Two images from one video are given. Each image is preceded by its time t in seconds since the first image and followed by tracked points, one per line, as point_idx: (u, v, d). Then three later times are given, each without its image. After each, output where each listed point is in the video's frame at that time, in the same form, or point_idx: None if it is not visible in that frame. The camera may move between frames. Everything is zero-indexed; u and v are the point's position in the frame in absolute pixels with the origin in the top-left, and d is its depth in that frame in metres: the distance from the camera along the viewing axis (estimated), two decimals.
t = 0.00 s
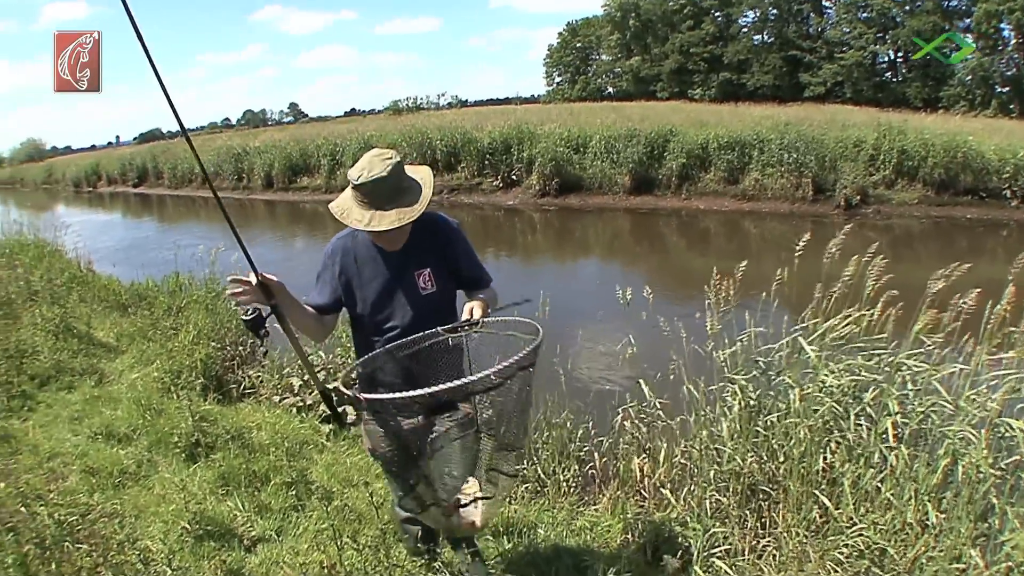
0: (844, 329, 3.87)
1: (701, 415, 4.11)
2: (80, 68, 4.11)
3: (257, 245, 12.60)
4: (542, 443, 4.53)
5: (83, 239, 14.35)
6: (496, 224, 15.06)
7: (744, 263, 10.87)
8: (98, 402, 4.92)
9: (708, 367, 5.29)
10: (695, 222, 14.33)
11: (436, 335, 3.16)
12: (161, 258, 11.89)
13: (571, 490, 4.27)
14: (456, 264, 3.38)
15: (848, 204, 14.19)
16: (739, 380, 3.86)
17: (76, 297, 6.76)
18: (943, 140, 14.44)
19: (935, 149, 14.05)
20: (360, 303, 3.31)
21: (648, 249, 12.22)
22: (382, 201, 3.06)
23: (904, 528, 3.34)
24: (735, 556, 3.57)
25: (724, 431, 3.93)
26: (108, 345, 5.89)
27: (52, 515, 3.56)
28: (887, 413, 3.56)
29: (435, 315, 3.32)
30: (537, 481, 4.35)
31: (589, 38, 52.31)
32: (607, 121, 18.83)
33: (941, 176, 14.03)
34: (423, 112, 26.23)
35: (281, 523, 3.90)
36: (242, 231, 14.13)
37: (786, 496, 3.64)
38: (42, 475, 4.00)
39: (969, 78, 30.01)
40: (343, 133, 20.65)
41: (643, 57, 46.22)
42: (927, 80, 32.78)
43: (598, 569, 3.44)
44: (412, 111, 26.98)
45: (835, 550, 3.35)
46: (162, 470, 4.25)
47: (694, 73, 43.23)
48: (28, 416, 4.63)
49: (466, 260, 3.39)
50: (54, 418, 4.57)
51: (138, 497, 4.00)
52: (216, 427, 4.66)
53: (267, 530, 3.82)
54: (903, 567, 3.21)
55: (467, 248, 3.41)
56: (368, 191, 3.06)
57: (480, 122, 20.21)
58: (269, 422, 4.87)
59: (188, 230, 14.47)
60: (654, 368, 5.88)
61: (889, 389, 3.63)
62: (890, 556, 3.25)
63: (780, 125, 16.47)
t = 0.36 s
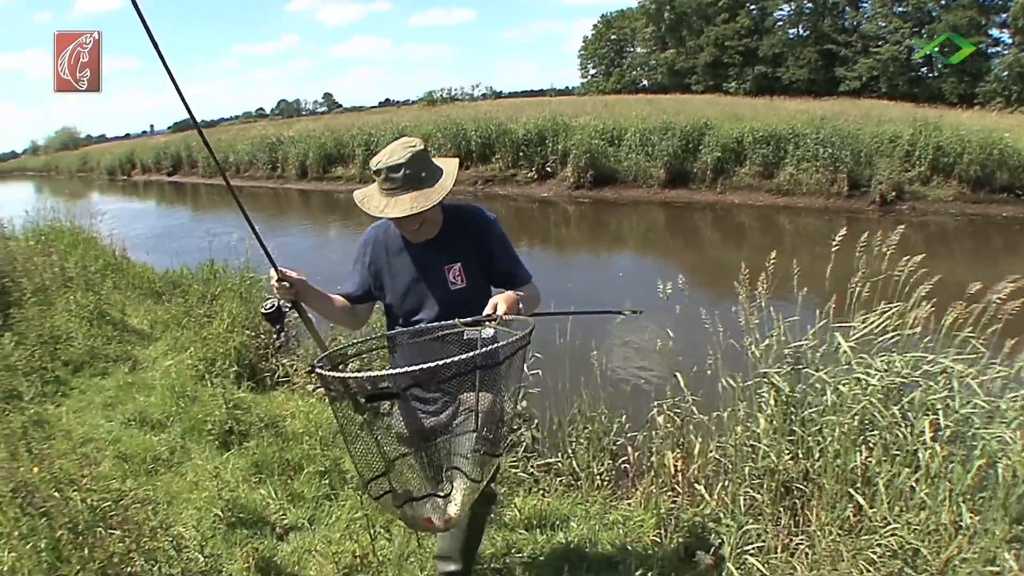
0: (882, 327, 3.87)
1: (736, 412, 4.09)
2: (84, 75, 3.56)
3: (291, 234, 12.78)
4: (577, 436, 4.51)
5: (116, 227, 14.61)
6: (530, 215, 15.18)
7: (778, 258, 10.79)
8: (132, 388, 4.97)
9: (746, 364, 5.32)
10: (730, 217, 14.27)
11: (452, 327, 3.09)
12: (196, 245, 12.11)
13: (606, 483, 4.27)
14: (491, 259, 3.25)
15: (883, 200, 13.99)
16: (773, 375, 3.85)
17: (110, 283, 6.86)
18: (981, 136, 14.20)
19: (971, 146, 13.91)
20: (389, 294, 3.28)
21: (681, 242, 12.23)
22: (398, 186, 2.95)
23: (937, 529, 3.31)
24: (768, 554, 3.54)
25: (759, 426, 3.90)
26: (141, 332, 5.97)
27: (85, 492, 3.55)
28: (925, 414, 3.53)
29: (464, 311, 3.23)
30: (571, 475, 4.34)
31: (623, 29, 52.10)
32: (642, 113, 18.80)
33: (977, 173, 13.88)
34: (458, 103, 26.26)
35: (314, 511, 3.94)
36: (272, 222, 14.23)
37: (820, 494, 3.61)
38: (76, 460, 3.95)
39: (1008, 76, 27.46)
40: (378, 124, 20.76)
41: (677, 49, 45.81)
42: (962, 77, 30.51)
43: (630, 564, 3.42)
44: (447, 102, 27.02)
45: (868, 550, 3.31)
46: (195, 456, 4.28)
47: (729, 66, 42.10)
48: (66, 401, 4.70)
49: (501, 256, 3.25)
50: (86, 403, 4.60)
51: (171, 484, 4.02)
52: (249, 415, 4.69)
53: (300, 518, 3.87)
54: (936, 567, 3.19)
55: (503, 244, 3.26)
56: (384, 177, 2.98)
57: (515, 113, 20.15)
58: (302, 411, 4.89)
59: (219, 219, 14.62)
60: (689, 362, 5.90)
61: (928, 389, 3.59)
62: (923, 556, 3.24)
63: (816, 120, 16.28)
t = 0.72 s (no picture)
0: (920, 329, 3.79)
1: (773, 415, 4.04)
2: (85, 69, 4.17)
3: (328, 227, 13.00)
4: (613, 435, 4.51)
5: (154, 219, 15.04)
6: (569, 213, 15.31)
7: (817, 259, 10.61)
8: (168, 379, 5.05)
9: (783, 364, 5.27)
10: (769, 216, 14.16)
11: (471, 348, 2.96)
12: (235, 235, 12.38)
13: (643, 481, 4.26)
14: (521, 275, 2.99)
15: (922, 200, 13.61)
16: (809, 376, 3.82)
17: (149, 275, 7.02)
18: None
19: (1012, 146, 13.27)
20: (411, 315, 3.09)
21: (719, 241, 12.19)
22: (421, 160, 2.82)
23: (976, 536, 3.22)
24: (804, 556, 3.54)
25: (797, 429, 3.88)
26: (178, 324, 6.07)
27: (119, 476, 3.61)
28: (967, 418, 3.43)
29: (492, 330, 3.02)
30: (608, 474, 4.33)
31: (663, 26, 51.99)
32: (682, 111, 18.82)
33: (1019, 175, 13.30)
34: (501, 100, 26.35)
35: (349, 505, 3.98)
36: (310, 215, 14.41)
37: (858, 498, 3.59)
38: (112, 449, 3.96)
39: None
40: (420, 121, 21.03)
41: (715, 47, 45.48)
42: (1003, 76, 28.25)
43: (663, 566, 3.39)
44: (488, 98, 27.09)
45: (904, 556, 3.30)
46: (230, 448, 4.31)
47: (768, 64, 40.70)
48: (108, 390, 4.82)
49: (531, 270, 2.99)
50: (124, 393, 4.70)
51: (206, 475, 4.05)
52: (285, 408, 4.72)
53: (335, 512, 3.90)
54: None
55: (534, 257, 2.99)
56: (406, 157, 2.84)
57: (553, 112, 20.26)
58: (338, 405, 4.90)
59: (255, 210, 14.88)
60: (727, 362, 5.86)
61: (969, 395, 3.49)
62: (960, 563, 3.19)
63: (856, 119, 16.06)
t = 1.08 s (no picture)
0: (963, 339, 3.73)
1: (816, 427, 4.01)
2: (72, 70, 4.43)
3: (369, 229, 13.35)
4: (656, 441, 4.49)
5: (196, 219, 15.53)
6: (612, 217, 15.52)
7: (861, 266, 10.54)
8: (211, 378, 5.20)
9: (826, 375, 5.20)
10: (812, 223, 14.15)
11: (496, 366, 2.59)
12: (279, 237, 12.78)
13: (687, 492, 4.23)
14: (557, 279, 2.71)
15: (966, 209, 13.43)
16: (852, 386, 3.80)
17: (194, 275, 7.26)
18: None
19: None
20: (433, 318, 2.84)
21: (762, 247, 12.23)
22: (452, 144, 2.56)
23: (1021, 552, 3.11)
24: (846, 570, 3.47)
25: (840, 439, 3.82)
26: (221, 325, 6.20)
27: (165, 474, 3.68)
28: (1011, 435, 3.43)
29: (522, 341, 2.73)
30: (650, 482, 4.33)
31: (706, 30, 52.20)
32: (726, 116, 18.98)
33: None
34: (550, 105, 26.69)
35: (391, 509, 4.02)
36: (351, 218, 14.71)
37: (902, 512, 3.53)
38: (155, 449, 3.98)
39: None
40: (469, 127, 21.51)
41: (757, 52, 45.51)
42: None
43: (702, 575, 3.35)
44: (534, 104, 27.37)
45: (949, 570, 3.22)
46: (272, 449, 4.36)
47: (811, 70, 39.53)
48: (154, 388, 4.99)
49: (569, 275, 2.70)
50: (165, 392, 4.84)
51: (248, 476, 4.12)
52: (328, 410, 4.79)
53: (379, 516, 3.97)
54: None
55: (573, 260, 2.70)
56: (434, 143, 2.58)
57: (594, 117, 20.49)
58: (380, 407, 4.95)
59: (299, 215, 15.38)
60: (771, 373, 5.81)
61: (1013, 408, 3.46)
62: None
63: (900, 125, 15.93)
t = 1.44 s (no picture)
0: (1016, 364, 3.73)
1: (869, 452, 4.02)
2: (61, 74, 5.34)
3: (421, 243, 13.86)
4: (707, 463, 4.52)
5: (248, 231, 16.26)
6: (662, 233, 15.82)
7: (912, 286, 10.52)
8: (263, 393, 5.40)
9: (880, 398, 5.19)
10: (864, 240, 14.14)
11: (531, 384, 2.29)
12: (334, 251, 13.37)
13: (738, 514, 4.26)
14: (607, 284, 2.51)
15: (1019, 227, 13.09)
16: (904, 411, 3.82)
17: (244, 287, 7.73)
18: None
19: None
20: (471, 308, 2.70)
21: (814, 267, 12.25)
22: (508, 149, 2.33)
23: None
24: None
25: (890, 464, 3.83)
26: (269, 337, 6.62)
27: (212, 480, 3.87)
28: None
29: (563, 348, 2.53)
30: (701, 503, 4.36)
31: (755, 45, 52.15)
32: (776, 133, 19.11)
33: None
34: (602, 122, 26.96)
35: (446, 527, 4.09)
36: (404, 233, 15.11)
37: (954, 539, 3.51)
38: (203, 459, 4.14)
39: None
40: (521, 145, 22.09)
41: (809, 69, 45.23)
42: None
43: None
44: (587, 122, 27.66)
45: None
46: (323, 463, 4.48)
47: (862, 84, 38.10)
48: (211, 401, 5.23)
49: (619, 281, 2.49)
50: (215, 403, 5.07)
51: (296, 488, 4.27)
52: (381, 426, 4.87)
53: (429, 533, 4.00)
54: None
55: (627, 268, 2.49)
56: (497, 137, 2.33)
57: (645, 134, 20.72)
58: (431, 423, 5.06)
59: (352, 230, 16.01)
60: (826, 396, 5.78)
61: None
62: None
63: (952, 141, 15.74)
